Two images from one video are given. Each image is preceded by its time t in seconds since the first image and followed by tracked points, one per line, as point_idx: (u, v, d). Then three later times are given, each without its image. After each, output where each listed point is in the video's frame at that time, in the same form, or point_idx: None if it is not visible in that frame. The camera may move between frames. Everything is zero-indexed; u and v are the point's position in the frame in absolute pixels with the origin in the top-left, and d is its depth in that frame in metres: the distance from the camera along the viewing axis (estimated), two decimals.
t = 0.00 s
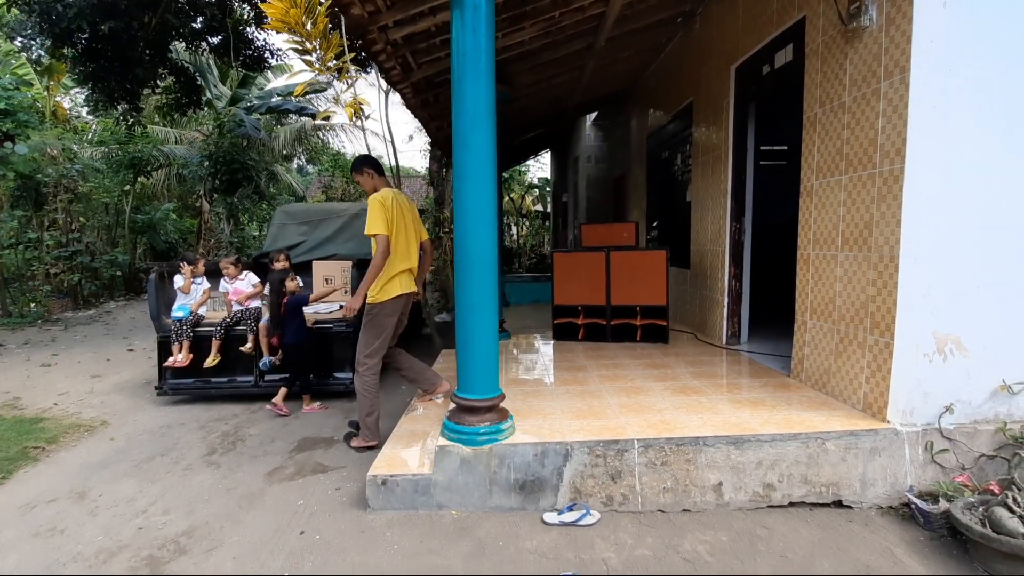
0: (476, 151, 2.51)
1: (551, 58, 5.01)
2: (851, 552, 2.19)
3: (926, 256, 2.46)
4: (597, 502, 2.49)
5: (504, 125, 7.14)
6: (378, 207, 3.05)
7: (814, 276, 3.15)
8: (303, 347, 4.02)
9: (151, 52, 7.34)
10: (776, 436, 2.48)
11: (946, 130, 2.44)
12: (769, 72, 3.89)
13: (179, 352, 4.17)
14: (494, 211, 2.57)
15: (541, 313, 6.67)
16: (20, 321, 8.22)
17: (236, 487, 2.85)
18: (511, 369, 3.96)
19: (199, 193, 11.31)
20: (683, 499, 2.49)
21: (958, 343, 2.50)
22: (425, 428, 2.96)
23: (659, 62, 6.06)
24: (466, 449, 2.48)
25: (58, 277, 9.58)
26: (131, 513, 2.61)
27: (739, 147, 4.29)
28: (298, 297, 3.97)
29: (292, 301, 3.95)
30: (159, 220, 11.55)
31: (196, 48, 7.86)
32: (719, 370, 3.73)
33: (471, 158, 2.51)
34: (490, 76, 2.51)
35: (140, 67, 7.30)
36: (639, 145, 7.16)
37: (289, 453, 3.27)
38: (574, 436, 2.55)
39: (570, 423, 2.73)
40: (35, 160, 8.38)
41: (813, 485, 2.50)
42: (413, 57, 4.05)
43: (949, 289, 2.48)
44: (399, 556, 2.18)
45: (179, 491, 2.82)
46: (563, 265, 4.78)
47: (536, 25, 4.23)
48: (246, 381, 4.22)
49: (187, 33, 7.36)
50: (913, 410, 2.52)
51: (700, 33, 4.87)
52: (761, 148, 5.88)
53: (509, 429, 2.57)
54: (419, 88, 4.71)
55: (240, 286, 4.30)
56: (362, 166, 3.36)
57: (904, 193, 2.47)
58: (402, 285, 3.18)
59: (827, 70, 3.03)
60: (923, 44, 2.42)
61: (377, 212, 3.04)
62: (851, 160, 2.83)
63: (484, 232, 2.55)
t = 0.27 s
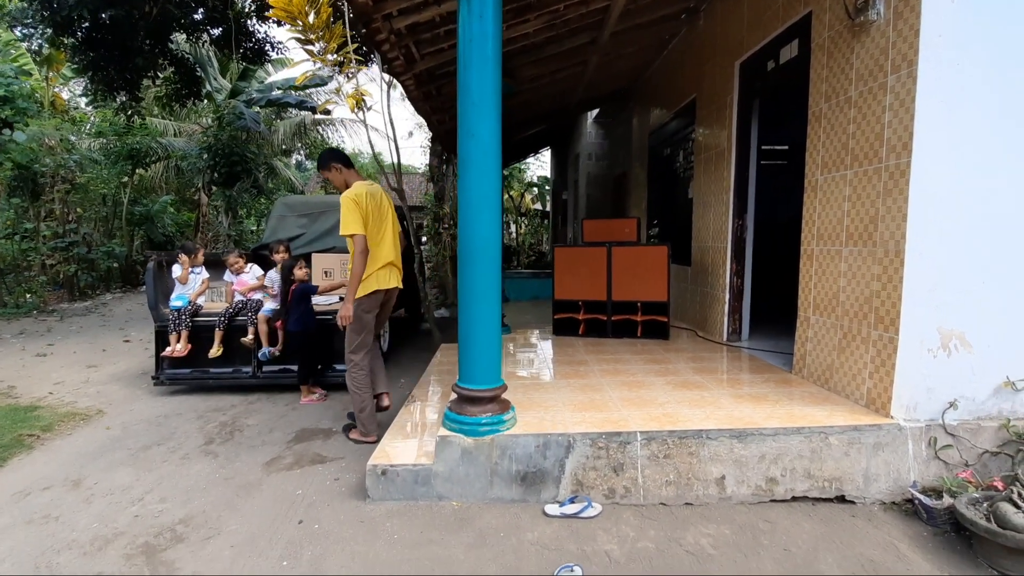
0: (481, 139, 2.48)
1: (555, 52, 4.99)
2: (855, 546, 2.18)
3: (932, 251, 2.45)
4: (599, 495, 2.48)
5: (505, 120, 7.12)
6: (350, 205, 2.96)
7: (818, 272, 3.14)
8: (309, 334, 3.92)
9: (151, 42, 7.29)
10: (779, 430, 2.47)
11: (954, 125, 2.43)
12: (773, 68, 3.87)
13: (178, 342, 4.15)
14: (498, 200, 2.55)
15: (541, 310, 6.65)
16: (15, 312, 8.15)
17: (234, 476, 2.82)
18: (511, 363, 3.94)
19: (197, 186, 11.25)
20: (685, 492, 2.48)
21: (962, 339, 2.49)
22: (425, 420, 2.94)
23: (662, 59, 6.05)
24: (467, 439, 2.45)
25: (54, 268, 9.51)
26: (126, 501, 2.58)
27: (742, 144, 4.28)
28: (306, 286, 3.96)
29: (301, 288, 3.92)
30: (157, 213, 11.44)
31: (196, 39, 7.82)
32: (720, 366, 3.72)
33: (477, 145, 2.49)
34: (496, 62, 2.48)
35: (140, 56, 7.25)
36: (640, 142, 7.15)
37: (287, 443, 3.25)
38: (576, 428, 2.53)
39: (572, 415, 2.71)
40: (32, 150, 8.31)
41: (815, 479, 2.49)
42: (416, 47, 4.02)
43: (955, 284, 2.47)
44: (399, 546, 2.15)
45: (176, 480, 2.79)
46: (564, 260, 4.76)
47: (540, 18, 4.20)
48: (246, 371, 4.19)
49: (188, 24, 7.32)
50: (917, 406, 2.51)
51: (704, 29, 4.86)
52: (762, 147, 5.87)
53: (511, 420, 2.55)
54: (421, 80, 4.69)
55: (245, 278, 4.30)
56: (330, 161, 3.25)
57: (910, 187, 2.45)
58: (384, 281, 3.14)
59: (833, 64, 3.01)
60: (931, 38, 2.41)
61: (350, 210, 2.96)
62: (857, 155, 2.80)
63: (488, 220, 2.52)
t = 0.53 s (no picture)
0: (490, 128, 2.43)
1: (559, 46, 4.94)
2: (869, 545, 2.14)
3: (947, 246, 2.41)
4: (608, 491, 2.44)
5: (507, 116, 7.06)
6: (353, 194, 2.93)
7: (827, 268, 3.10)
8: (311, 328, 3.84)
9: (149, 33, 7.20)
10: (791, 427, 2.43)
11: (971, 118, 2.38)
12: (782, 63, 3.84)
13: (177, 336, 4.10)
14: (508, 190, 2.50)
15: (542, 306, 6.61)
16: (10, 306, 8.06)
17: (235, 472, 2.77)
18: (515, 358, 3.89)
19: (194, 180, 11.15)
20: (696, 489, 2.44)
21: (976, 336, 2.45)
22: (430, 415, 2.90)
23: (667, 55, 6.00)
24: (474, 435, 2.41)
25: (49, 261, 9.40)
26: (125, 497, 2.53)
27: (749, 140, 4.24)
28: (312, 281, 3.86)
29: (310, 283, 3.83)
30: (153, 207, 11.36)
31: (194, 31, 7.73)
32: (727, 363, 3.69)
33: (486, 135, 2.43)
34: (507, 50, 2.43)
35: (137, 48, 7.15)
36: (642, 139, 7.11)
37: (289, 438, 3.19)
38: (585, 424, 2.48)
39: (580, 411, 2.67)
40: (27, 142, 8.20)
41: (827, 477, 2.45)
42: (421, 38, 3.95)
43: (970, 280, 2.43)
44: (406, 543, 2.11)
45: (176, 475, 2.74)
46: (568, 255, 4.72)
47: (546, 10, 4.15)
48: (246, 365, 4.13)
49: (186, 15, 7.23)
50: (929, 403, 2.47)
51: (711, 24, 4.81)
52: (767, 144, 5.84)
53: (519, 416, 2.50)
54: (425, 72, 4.63)
55: (247, 272, 4.20)
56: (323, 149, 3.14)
57: (925, 182, 2.40)
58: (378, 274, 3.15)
59: (845, 57, 2.95)
60: (947, 29, 2.34)
61: (354, 200, 2.92)
62: (869, 149, 2.75)
63: (498, 211, 2.47)
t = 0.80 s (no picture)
0: (501, 122, 2.38)
1: (565, 41, 4.90)
2: (888, 546, 2.10)
3: (965, 243, 2.36)
4: (621, 492, 2.40)
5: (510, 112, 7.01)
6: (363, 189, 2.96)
7: (839, 265, 3.06)
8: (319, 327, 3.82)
9: (149, 28, 7.15)
10: (807, 427, 2.39)
11: (990, 113, 2.32)
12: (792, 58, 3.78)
13: (180, 334, 4.06)
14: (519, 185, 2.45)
15: (546, 304, 6.57)
16: (9, 303, 8.00)
17: (240, 472, 2.72)
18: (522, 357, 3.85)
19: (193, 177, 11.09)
20: (709, 490, 2.40)
21: (993, 334, 2.41)
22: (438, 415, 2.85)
23: (672, 50, 5.96)
24: (485, 435, 2.37)
25: (48, 259, 9.34)
26: (129, 498, 2.48)
27: (757, 136, 4.20)
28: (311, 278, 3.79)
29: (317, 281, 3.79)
30: (153, 204, 11.30)
31: (193, 27, 7.67)
32: (736, 362, 3.65)
33: (497, 128, 2.39)
34: (518, 41, 2.38)
35: (136, 43, 7.09)
36: (646, 136, 7.06)
37: (294, 438, 3.15)
38: (597, 423, 2.44)
39: (591, 411, 2.63)
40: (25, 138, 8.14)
41: (843, 477, 2.42)
42: (426, 32, 3.90)
43: (988, 277, 2.38)
44: (417, 545, 2.06)
45: (179, 475, 2.70)
46: (573, 253, 4.68)
47: (553, 3, 4.10)
48: (249, 364, 4.08)
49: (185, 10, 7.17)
50: (945, 402, 2.42)
51: (717, 19, 4.77)
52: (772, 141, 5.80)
53: (529, 415, 2.46)
54: (428, 67, 4.58)
55: (247, 269, 4.20)
56: (324, 145, 3.10)
57: (942, 178, 2.35)
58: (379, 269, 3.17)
59: (858, 51, 2.90)
60: (966, 21, 2.29)
61: (363, 194, 2.95)
62: (884, 144, 2.71)
63: (509, 206, 2.43)
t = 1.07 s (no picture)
0: (511, 116, 2.35)
1: (570, 36, 4.86)
2: (904, 544, 2.07)
3: (980, 238, 2.33)
4: (632, 490, 2.37)
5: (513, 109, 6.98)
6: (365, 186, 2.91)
7: (851, 261, 3.03)
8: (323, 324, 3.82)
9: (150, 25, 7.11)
10: (820, 424, 2.36)
11: (1008, 106, 2.28)
12: (803, 52, 3.75)
13: (185, 332, 4.05)
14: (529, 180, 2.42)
15: (550, 302, 6.54)
16: (10, 301, 7.98)
17: (246, 470, 2.69)
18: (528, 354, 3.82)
19: (194, 175, 11.05)
20: (722, 488, 2.37)
21: (1009, 330, 2.37)
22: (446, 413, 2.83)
23: (677, 46, 5.92)
24: (495, 432, 2.34)
25: (49, 257, 9.31)
26: (134, 496, 2.46)
27: (765, 131, 4.17)
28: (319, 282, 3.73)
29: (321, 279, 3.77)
30: (154, 202, 11.28)
31: (194, 23, 7.63)
32: (744, 359, 3.63)
33: (507, 122, 2.36)
34: (528, 34, 2.35)
35: (137, 39, 7.06)
36: (650, 133, 7.02)
37: (299, 436, 3.13)
38: (608, 421, 2.41)
39: (602, 408, 2.60)
40: (26, 136, 8.11)
41: (857, 475, 2.39)
42: (431, 26, 3.86)
43: (1004, 272, 2.34)
44: (427, 544, 2.04)
45: (185, 473, 2.67)
46: (579, 249, 4.65)
47: None
48: (253, 361, 4.06)
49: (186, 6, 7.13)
50: (960, 399, 2.39)
51: (725, 14, 4.73)
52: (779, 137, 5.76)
53: (540, 413, 2.43)
54: (433, 62, 4.55)
55: (248, 267, 4.17)
56: (315, 134, 2.86)
57: (959, 171, 2.31)
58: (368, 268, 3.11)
59: (871, 44, 2.87)
60: (984, 13, 2.26)
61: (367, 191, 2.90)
62: (898, 138, 2.67)
63: (519, 201, 2.39)
